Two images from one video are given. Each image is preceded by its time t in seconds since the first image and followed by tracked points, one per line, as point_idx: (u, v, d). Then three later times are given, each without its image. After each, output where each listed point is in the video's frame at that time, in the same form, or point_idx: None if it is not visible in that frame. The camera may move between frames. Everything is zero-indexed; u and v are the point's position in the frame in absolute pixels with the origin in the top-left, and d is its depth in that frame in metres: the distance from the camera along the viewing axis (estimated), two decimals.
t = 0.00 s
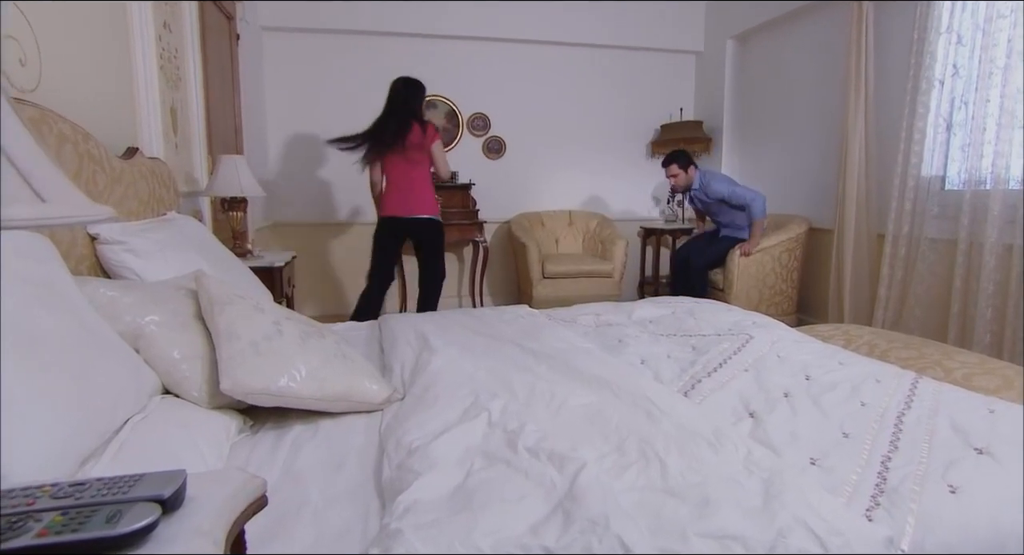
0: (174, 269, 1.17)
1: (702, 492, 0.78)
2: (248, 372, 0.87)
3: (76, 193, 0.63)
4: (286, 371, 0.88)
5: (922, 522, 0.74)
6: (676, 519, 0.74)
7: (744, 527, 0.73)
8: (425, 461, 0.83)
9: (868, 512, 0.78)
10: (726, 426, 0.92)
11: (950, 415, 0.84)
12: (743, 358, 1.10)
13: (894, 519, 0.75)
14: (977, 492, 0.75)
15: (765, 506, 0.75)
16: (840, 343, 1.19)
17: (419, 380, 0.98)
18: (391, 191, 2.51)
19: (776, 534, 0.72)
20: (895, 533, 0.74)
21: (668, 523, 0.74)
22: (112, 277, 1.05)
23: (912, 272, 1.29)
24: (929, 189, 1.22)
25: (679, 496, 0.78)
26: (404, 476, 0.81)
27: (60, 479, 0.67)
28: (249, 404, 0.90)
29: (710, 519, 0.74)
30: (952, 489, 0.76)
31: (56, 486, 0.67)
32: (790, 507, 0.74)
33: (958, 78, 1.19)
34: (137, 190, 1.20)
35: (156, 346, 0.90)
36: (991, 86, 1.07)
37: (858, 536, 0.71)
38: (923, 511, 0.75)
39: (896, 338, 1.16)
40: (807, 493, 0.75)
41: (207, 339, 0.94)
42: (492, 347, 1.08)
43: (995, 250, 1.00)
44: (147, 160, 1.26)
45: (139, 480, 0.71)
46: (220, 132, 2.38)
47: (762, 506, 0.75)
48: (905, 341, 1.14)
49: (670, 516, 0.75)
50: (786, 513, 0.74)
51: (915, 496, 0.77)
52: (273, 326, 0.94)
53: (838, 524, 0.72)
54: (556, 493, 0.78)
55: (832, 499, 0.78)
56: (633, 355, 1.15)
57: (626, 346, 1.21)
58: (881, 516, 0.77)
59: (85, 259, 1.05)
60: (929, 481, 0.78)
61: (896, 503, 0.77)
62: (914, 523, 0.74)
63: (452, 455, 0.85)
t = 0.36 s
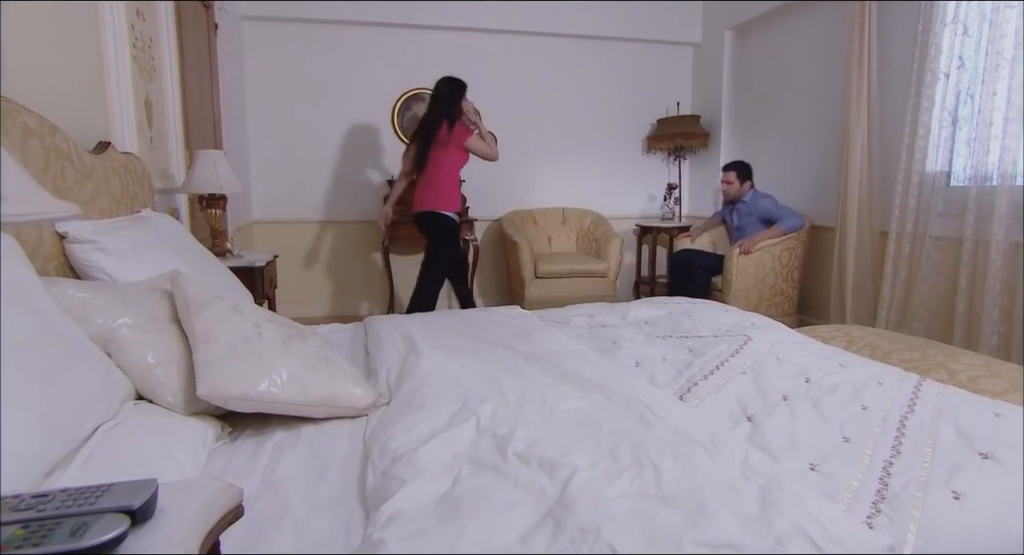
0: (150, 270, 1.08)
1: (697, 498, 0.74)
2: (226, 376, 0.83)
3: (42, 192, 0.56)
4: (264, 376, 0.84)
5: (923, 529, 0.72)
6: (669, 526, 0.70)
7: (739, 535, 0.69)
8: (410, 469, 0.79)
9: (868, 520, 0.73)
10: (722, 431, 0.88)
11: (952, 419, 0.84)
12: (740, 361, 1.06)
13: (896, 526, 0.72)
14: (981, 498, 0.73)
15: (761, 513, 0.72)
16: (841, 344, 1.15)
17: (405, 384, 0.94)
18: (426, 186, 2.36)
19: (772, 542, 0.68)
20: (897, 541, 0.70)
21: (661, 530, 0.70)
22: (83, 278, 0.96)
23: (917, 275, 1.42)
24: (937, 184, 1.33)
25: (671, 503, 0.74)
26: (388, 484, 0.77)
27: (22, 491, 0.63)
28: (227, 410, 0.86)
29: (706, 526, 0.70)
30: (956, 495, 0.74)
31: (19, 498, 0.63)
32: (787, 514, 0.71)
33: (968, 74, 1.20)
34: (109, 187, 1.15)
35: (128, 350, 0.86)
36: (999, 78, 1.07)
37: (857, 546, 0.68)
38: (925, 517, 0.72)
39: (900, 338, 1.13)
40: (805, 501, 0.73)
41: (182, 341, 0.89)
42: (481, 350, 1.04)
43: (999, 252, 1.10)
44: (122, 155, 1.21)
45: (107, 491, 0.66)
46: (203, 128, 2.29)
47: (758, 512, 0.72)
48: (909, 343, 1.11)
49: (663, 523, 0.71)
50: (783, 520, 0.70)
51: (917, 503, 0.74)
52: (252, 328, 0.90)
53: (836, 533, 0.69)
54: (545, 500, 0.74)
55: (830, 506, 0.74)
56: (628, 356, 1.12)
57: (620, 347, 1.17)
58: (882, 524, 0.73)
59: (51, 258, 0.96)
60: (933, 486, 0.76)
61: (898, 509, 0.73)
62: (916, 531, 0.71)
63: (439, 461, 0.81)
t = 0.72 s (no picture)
0: (126, 271, 1.04)
1: (693, 505, 0.71)
2: (204, 381, 0.80)
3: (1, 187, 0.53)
4: (245, 380, 0.81)
5: (927, 538, 0.69)
6: (665, 534, 0.67)
7: (736, 543, 0.65)
8: (397, 476, 0.76)
9: (870, 527, 0.70)
10: (720, 436, 0.85)
11: (958, 423, 0.82)
12: (740, 364, 1.02)
13: (899, 534, 0.69)
14: (987, 503, 0.72)
15: (759, 521, 0.68)
16: (844, 347, 1.12)
17: (392, 389, 0.90)
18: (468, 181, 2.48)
19: (772, 549, 0.64)
20: (901, 550, 0.67)
21: (655, 537, 0.66)
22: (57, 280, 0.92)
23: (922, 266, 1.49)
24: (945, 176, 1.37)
25: (667, 511, 0.70)
26: (374, 492, 0.74)
27: None
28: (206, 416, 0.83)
29: (702, 533, 0.66)
30: (961, 501, 0.72)
31: None
32: (786, 523, 0.67)
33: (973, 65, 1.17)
34: (80, 185, 1.09)
35: (102, 354, 0.82)
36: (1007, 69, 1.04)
37: None
38: (929, 524, 0.70)
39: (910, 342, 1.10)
40: (806, 508, 0.69)
41: (159, 345, 0.86)
42: (471, 352, 1.00)
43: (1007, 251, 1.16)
44: (95, 151, 1.17)
45: (74, 502, 0.64)
46: (185, 124, 2.24)
47: (756, 520, 0.68)
48: (914, 344, 1.08)
49: (657, 531, 0.67)
50: (782, 529, 0.66)
51: (920, 510, 0.71)
52: (232, 331, 0.86)
53: (838, 542, 0.66)
54: (537, 508, 0.71)
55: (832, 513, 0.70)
56: (624, 359, 1.09)
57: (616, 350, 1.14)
58: (885, 531, 0.70)
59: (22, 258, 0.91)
60: (938, 492, 0.73)
61: (901, 516, 0.71)
62: (919, 541, 0.68)
63: (427, 468, 0.78)
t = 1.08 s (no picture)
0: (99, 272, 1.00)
1: (689, 514, 0.68)
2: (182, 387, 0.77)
3: None
4: (225, 385, 0.78)
5: (930, 546, 0.66)
6: (660, 542, 0.64)
7: (734, 549, 0.62)
8: (383, 484, 0.72)
9: (872, 536, 0.68)
10: (718, 441, 0.82)
11: (963, 427, 0.78)
12: (739, 366, 0.99)
13: (901, 541, 0.67)
14: (995, 513, 0.67)
15: (758, 529, 0.65)
16: (845, 349, 1.09)
17: (378, 393, 0.87)
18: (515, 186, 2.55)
19: None
20: None
21: (650, 546, 0.63)
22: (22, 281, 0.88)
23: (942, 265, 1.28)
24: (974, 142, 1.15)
25: (663, 519, 0.67)
26: (358, 500, 0.70)
27: None
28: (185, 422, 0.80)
29: (698, 542, 0.63)
30: (966, 510, 0.68)
31: None
32: (784, 529, 0.64)
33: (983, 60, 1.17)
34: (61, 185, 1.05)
35: (75, 358, 0.79)
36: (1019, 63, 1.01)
37: None
38: (933, 532, 0.67)
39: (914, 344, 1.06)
40: (807, 516, 0.66)
41: (136, 349, 0.83)
42: (460, 353, 0.97)
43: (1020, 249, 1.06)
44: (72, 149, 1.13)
45: (42, 513, 0.61)
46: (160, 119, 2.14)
47: (755, 528, 0.65)
48: (918, 346, 1.04)
49: (652, 539, 0.64)
50: (781, 536, 0.64)
51: (924, 517, 0.69)
52: (212, 334, 0.83)
53: (838, 551, 0.62)
54: (527, 517, 0.68)
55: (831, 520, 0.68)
56: (619, 363, 1.05)
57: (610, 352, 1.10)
58: (887, 540, 0.68)
59: None
60: (942, 499, 0.70)
61: (904, 523, 0.68)
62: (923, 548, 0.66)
63: (415, 475, 0.75)
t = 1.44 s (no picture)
0: (67, 273, 0.90)
1: (685, 522, 0.65)
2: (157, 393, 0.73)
3: None
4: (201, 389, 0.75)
5: None
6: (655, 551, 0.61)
7: None
8: (368, 493, 0.69)
9: (874, 545, 0.65)
10: (716, 447, 0.79)
11: (969, 431, 0.76)
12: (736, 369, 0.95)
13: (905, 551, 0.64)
14: (1003, 522, 0.65)
15: (755, 538, 0.63)
16: (847, 351, 1.06)
17: (363, 398, 0.83)
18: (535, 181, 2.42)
19: None
20: None
21: None
22: None
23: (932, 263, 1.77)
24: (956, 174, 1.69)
25: (657, 528, 0.65)
26: (342, 511, 0.67)
27: None
28: (160, 429, 0.76)
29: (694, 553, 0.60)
30: (972, 518, 0.66)
31: None
32: (784, 538, 0.62)
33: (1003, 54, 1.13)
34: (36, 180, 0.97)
35: (41, 362, 0.75)
36: None
37: None
38: (937, 541, 0.65)
39: (919, 347, 1.03)
40: (805, 524, 0.64)
41: (108, 353, 0.79)
42: (450, 357, 0.93)
43: None
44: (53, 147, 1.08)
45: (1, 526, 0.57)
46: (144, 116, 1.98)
47: (752, 538, 0.63)
48: (923, 349, 1.01)
49: (647, 549, 0.61)
50: (779, 545, 0.61)
51: (928, 526, 0.67)
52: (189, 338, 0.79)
53: None
54: (517, 527, 0.65)
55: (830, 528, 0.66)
56: (614, 365, 1.01)
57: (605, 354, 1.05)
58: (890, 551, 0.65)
59: None
60: (945, 507, 0.68)
61: (907, 532, 0.66)
62: None
63: (401, 484, 0.71)
